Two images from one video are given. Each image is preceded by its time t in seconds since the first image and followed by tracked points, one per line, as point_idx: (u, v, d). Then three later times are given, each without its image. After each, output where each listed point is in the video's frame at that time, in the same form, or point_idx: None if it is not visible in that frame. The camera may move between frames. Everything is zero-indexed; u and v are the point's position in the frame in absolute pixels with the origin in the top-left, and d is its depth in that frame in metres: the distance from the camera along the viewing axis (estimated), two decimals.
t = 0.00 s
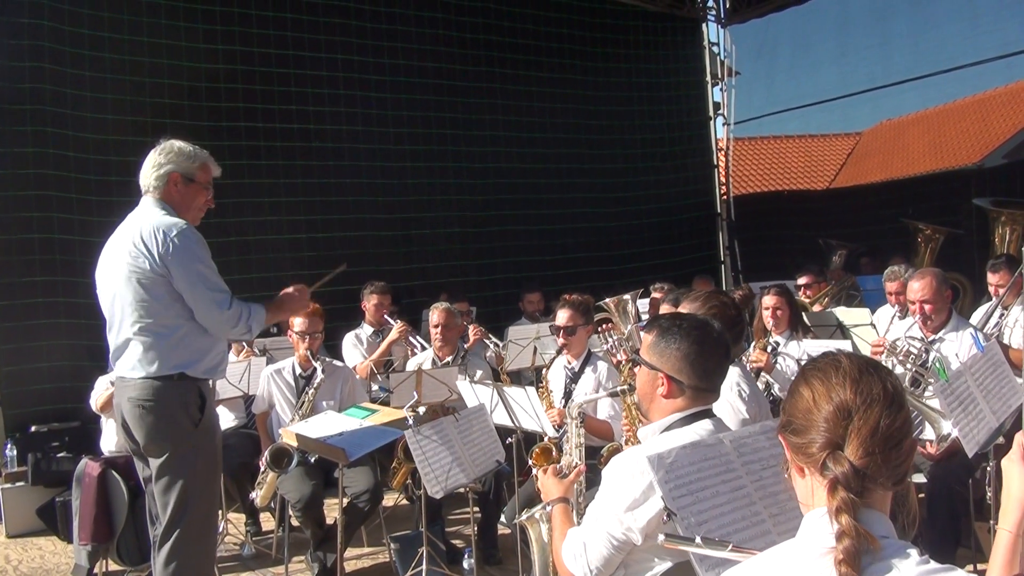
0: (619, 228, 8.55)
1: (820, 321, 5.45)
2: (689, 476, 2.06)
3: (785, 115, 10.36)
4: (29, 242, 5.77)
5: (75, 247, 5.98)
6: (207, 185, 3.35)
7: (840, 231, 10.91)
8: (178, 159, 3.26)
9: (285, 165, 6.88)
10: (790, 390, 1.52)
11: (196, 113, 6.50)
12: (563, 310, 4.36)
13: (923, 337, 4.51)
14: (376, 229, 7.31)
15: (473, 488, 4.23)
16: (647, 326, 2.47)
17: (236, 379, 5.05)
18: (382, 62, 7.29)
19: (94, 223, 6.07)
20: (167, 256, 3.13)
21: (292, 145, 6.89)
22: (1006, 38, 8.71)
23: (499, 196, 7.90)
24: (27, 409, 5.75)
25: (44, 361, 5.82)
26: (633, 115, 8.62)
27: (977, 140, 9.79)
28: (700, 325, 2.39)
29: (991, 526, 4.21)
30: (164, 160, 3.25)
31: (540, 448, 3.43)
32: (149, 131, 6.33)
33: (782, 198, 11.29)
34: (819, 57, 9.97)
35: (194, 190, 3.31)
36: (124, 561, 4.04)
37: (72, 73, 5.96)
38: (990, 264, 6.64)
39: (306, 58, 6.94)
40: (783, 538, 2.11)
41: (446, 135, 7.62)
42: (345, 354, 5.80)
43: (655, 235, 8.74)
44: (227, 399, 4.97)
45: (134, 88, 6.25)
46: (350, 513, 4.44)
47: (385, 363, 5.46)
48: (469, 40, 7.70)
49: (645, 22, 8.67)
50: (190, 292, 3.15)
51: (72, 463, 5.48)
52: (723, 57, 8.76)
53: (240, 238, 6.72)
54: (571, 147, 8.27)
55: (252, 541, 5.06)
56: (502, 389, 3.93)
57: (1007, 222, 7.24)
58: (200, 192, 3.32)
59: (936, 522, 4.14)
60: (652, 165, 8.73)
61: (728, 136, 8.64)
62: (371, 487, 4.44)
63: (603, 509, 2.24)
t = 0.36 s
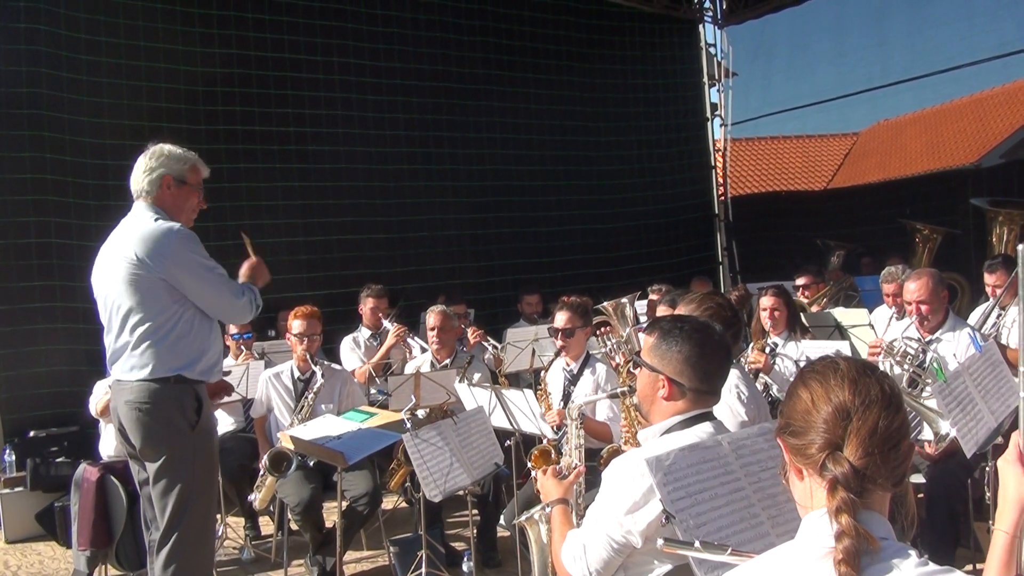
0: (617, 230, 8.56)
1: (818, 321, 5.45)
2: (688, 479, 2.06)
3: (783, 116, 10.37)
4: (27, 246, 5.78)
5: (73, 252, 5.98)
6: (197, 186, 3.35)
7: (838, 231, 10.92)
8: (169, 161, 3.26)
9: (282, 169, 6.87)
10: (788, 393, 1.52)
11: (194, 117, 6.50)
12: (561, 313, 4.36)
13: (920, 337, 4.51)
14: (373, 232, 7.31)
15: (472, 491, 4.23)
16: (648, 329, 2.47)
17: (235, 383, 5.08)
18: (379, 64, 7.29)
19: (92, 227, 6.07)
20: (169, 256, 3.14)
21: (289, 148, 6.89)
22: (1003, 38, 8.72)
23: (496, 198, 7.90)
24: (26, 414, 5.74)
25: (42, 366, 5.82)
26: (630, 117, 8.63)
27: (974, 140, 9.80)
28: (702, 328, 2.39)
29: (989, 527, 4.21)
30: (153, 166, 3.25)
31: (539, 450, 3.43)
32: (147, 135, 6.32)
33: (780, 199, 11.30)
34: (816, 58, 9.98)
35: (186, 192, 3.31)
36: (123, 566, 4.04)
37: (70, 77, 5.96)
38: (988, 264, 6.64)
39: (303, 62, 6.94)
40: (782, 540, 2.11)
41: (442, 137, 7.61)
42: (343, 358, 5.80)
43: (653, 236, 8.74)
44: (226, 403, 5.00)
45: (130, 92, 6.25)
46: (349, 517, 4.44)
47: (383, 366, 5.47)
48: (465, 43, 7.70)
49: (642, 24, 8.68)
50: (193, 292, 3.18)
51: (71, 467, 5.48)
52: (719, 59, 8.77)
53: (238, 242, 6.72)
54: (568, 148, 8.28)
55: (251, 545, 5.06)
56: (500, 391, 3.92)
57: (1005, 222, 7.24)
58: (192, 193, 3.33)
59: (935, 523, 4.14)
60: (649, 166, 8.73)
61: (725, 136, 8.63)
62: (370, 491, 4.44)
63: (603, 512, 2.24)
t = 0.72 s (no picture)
0: (615, 230, 8.56)
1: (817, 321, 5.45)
2: (687, 479, 2.06)
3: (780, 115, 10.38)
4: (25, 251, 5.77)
5: (71, 256, 5.97)
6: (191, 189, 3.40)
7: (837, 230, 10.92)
8: (169, 166, 3.27)
9: (279, 171, 6.87)
10: (785, 393, 1.52)
11: (191, 121, 6.50)
12: (560, 314, 4.36)
13: (918, 336, 4.51)
14: (371, 234, 7.31)
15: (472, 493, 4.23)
16: (651, 329, 2.47)
17: (234, 386, 5.07)
18: (375, 67, 7.28)
19: (90, 231, 6.07)
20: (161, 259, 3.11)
21: (286, 151, 6.89)
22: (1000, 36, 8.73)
23: (494, 199, 7.90)
24: (25, 418, 5.74)
25: (40, 370, 5.81)
26: (627, 117, 8.63)
27: (972, 137, 9.81)
28: (705, 328, 2.39)
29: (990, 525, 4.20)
30: (148, 171, 3.23)
31: (539, 451, 3.43)
32: (144, 139, 6.32)
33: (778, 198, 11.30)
34: (813, 57, 9.99)
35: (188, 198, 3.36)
36: (123, 570, 4.04)
37: (67, 82, 5.96)
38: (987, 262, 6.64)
39: (299, 64, 6.94)
40: (782, 540, 2.11)
41: (439, 138, 7.61)
42: (342, 362, 5.79)
43: (651, 237, 8.74)
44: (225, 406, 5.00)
45: (127, 96, 6.24)
46: (350, 519, 4.44)
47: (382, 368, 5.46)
48: (462, 44, 7.70)
49: (639, 24, 8.69)
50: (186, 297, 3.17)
51: (70, 472, 5.47)
52: (716, 59, 8.76)
53: (236, 245, 6.71)
54: (566, 149, 8.28)
55: (251, 548, 5.05)
56: (499, 392, 3.92)
57: (1004, 219, 7.24)
58: (189, 197, 3.37)
59: (935, 521, 4.13)
60: (647, 167, 8.73)
61: (723, 136, 8.63)
62: (370, 493, 4.43)
63: (604, 513, 2.23)
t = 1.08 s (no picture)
0: (615, 231, 8.56)
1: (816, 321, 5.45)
2: (687, 480, 2.06)
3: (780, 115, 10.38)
4: (25, 253, 5.78)
5: (71, 257, 5.97)
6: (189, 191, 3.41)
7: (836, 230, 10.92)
8: (169, 168, 3.27)
9: (279, 172, 6.87)
10: (783, 395, 1.52)
11: (191, 122, 6.51)
12: (559, 314, 4.37)
13: (918, 336, 4.51)
14: (371, 235, 7.31)
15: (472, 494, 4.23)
16: (654, 331, 2.46)
17: (233, 387, 5.09)
18: (374, 68, 7.28)
19: (89, 232, 6.07)
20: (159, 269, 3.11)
21: (286, 152, 6.90)
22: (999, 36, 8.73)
23: (494, 200, 7.90)
24: (25, 420, 5.74)
25: (40, 371, 5.81)
26: (627, 117, 8.64)
27: (972, 136, 9.81)
28: (709, 332, 2.38)
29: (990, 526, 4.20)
30: (147, 172, 3.23)
31: (539, 453, 3.47)
32: (143, 140, 6.33)
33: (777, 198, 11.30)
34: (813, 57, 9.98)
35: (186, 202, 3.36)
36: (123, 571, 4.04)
37: (66, 83, 5.96)
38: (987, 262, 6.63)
39: (299, 66, 6.94)
40: (783, 541, 2.11)
41: (439, 139, 7.61)
42: (342, 363, 5.79)
43: (651, 237, 8.74)
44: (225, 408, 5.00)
45: (127, 97, 6.25)
46: (350, 520, 4.44)
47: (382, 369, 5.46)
48: (461, 45, 7.70)
49: (638, 25, 8.69)
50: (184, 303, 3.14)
51: (71, 473, 5.47)
52: (716, 59, 8.76)
53: (235, 246, 6.72)
54: (566, 150, 8.28)
55: (251, 549, 5.05)
56: (499, 393, 3.90)
57: (1003, 219, 7.24)
58: (187, 199, 3.38)
59: (936, 521, 4.13)
60: (646, 167, 8.73)
61: (722, 136, 8.63)
62: (370, 494, 4.43)
63: (605, 513, 2.23)
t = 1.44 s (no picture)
0: (615, 231, 8.55)
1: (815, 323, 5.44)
2: (682, 481, 2.06)
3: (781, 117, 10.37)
4: (25, 248, 5.78)
5: (70, 253, 5.97)
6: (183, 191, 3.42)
7: (836, 231, 10.91)
8: (167, 165, 3.28)
9: (279, 170, 6.87)
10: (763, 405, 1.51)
11: (192, 120, 6.51)
12: (559, 315, 4.36)
13: (917, 339, 4.50)
14: (370, 234, 7.30)
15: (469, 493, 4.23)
16: (646, 332, 2.46)
17: (232, 384, 5.08)
18: (376, 66, 7.28)
19: (88, 228, 6.07)
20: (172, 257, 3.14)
21: (286, 150, 6.89)
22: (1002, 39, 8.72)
23: (494, 200, 7.90)
24: (23, 416, 5.73)
25: (39, 367, 5.81)
26: (628, 118, 8.63)
27: (974, 139, 9.80)
28: (702, 333, 2.38)
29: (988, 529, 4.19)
30: (146, 168, 3.23)
31: (538, 455, 3.48)
32: (144, 137, 6.33)
33: (778, 200, 11.30)
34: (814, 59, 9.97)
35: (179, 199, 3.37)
36: (120, 568, 4.04)
37: (67, 79, 5.96)
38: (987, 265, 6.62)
39: (300, 64, 6.94)
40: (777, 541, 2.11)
41: (440, 138, 7.62)
42: (340, 361, 5.79)
43: (651, 238, 8.74)
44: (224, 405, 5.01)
45: (129, 94, 6.26)
46: (347, 519, 4.43)
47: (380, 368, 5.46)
48: (462, 44, 7.70)
49: (640, 25, 8.68)
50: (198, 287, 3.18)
51: (68, 469, 5.47)
52: (718, 60, 8.74)
53: (235, 243, 6.72)
54: (566, 150, 8.28)
55: (249, 547, 5.05)
56: (497, 393, 3.91)
57: (1004, 222, 7.23)
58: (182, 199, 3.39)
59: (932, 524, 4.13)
60: (647, 167, 8.73)
61: (723, 138, 8.62)
62: (368, 493, 4.43)
63: (597, 511, 2.23)
